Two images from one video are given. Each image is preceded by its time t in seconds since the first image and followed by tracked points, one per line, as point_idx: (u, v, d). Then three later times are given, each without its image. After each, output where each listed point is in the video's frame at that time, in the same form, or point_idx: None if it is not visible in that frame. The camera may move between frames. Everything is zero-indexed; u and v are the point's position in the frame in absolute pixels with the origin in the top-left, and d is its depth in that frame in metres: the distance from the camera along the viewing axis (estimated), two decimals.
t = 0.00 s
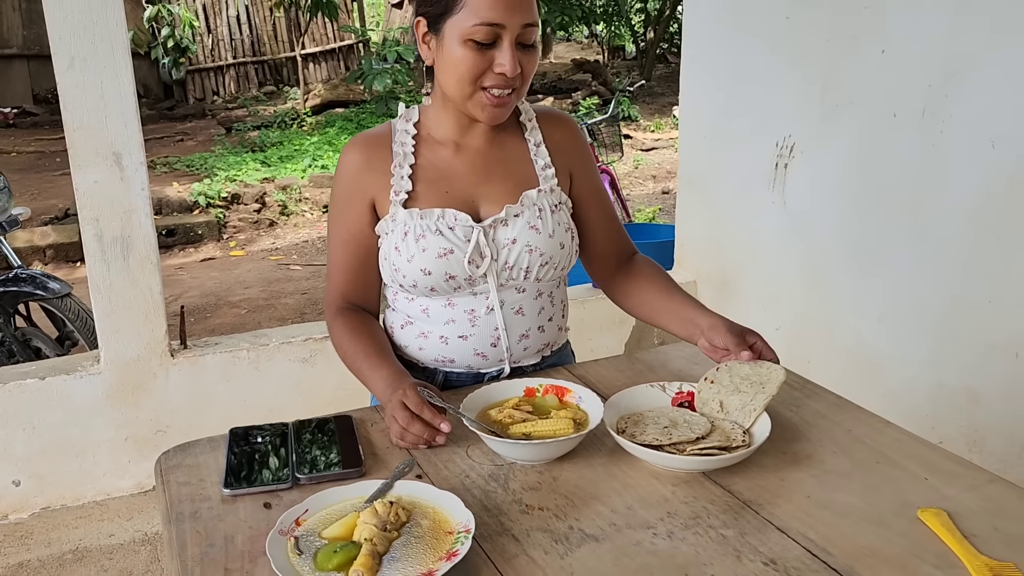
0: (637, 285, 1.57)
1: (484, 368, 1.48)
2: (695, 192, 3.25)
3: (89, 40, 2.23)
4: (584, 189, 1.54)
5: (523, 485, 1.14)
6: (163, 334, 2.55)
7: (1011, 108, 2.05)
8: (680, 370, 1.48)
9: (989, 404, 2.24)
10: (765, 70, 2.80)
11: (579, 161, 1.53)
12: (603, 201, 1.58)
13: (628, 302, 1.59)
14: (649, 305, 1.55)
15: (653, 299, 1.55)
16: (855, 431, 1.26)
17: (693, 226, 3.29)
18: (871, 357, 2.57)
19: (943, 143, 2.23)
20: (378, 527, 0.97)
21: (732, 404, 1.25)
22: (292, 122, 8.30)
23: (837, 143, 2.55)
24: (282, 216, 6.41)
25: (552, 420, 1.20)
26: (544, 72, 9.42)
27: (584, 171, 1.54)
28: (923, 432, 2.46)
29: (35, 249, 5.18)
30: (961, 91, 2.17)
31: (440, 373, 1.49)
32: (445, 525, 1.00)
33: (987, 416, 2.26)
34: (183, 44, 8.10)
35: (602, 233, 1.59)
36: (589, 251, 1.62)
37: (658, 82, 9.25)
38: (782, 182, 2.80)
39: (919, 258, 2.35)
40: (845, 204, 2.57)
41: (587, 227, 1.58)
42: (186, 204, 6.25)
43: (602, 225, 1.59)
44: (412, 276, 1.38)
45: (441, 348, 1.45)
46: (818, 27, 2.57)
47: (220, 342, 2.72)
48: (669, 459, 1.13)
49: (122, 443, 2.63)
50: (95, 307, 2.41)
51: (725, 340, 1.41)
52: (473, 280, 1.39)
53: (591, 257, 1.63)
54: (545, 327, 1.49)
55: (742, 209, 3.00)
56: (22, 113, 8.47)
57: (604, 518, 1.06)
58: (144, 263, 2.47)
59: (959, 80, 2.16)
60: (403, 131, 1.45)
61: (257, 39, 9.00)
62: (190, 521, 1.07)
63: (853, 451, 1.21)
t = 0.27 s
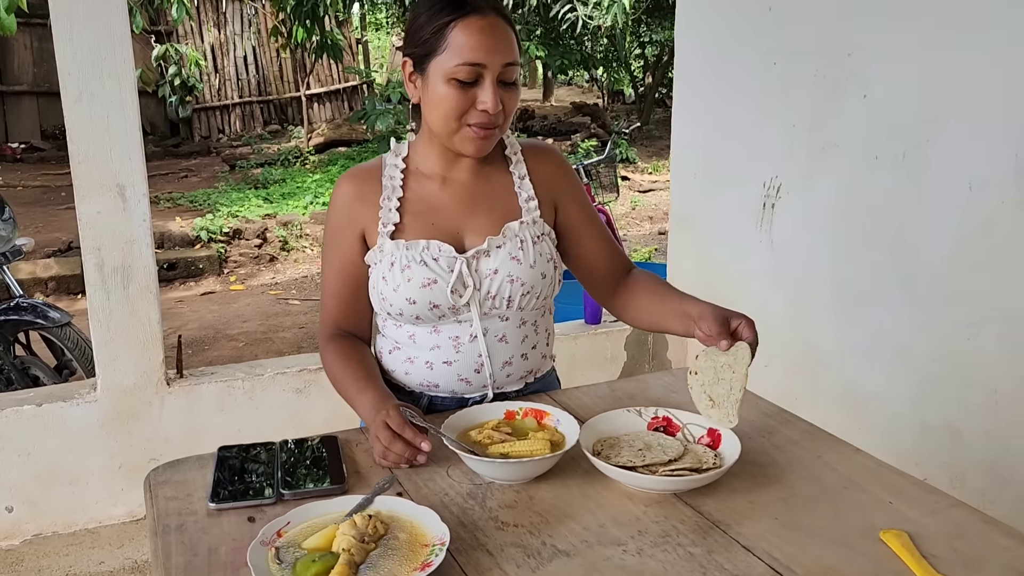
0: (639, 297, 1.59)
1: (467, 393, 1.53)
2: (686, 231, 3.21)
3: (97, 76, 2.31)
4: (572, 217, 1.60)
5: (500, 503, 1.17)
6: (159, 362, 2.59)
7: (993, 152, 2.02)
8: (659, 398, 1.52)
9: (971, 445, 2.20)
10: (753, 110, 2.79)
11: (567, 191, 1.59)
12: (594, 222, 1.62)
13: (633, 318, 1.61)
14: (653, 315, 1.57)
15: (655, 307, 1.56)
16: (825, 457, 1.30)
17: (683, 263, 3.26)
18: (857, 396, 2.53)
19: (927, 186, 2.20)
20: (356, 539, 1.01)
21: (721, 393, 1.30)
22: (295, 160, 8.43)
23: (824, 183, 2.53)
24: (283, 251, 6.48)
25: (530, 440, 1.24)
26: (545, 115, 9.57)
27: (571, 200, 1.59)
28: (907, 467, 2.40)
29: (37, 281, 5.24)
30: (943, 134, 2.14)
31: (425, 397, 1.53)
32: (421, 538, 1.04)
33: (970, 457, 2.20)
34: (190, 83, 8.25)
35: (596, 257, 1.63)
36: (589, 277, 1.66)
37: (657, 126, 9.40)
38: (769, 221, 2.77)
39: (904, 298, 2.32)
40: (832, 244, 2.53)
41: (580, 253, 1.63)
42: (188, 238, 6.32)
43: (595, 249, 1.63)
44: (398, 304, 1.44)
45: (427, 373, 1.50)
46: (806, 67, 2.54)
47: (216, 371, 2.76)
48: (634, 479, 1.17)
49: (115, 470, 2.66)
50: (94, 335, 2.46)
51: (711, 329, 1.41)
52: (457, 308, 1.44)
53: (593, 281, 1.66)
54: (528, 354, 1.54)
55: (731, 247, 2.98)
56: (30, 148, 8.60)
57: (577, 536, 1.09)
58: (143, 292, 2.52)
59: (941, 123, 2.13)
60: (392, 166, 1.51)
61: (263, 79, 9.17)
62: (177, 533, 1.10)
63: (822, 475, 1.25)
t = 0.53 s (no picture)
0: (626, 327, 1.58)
1: (454, 420, 1.52)
2: (679, 262, 3.22)
3: (95, 101, 2.33)
4: (562, 240, 1.60)
5: (483, 528, 1.17)
6: (149, 388, 2.58)
7: (982, 185, 2.04)
8: (647, 425, 1.52)
9: (962, 478, 2.18)
10: (745, 143, 2.81)
11: (558, 217, 1.60)
12: (585, 248, 1.62)
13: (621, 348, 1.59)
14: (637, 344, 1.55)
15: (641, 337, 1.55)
16: (811, 486, 1.30)
17: (677, 294, 3.26)
18: (851, 429, 2.52)
19: (916, 219, 2.21)
20: (336, 561, 1.00)
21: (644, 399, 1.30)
22: (293, 189, 8.49)
23: (816, 216, 2.54)
24: (279, 280, 6.48)
25: (515, 465, 1.24)
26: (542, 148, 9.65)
27: (562, 226, 1.60)
28: (900, 500, 2.38)
29: (31, 306, 5.23)
30: (932, 170, 2.15)
31: (411, 422, 1.53)
32: (402, 562, 1.03)
33: (962, 491, 2.18)
34: (190, 112, 8.31)
35: (586, 284, 1.63)
36: (581, 305, 1.65)
37: (653, 160, 9.47)
38: (762, 253, 2.78)
39: (895, 330, 2.32)
40: (824, 277, 2.54)
41: (571, 279, 1.63)
42: (184, 266, 6.33)
43: (586, 276, 1.62)
44: (385, 330, 1.44)
45: (413, 399, 1.49)
46: (797, 101, 2.57)
47: (206, 398, 2.75)
48: (615, 505, 1.16)
49: (102, 497, 2.63)
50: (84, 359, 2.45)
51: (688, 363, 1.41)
52: (443, 335, 1.44)
53: (585, 309, 1.65)
54: (515, 382, 1.54)
55: (723, 278, 2.99)
56: (29, 175, 8.64)
57: (558, 562, 1.09)
58: (135, 316, 2.51)
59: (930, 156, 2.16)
60: (383, 192, 1.53)
61: (263, 110, 9.25)
62: (156, 555, 1.09)
63: (807, 504, 1.24)
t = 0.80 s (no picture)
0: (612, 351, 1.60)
1: (447, 435, 1.52)
2: (676, 273, 3.22)
3: (94, 112, 2.34)
4: (555, 261, 1.60)
5: (475, 545, 1.17)
6: (146, 398, 2.58)
7: (977, 200, 2.04)
8: (641, 441, 1.52)
9: (959, 494, 2.18)
10: (743, 155, 2.81)
11: (553, 235, 1.60)
12: (577, 269, 1.62)
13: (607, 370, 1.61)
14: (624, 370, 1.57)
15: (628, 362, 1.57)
16: (804, 503, 1.30)
17: (675, 306, 3.26)
18: (847, 443, 2.51)
19: (912, 233, 2.21)
20: None
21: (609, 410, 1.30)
22: (293, 198, 8.50)
23: (813, 229, 2.54)
24: (278, 288, 6.48)
25: (507, 481, 1.24)
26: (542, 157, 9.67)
27: (557, 243, 1.60)
28: (898, 520, 2.37)
29: (30, 314, 5.23)
30: (928, 185, 2.16)
31: (405, 437, 1.53)
32: None
33: (958, 506, 2.18)
34: (191, 120, 8.33)
35: (577, 304, 1.64)
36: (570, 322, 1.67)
37: (654, 171, 9.49)
38: (759, 265, 2.78)
39: (891, 344, 2.32)
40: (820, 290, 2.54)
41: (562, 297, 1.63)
42: (184, 275, 6.33)
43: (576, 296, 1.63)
44: (378, 343, 1.45)
45: (406, 413, 1.50)
46: (794, 115, 2.58)
47: (203, 408, 2.75)
48: (606, 521, 1.16)
49: (98, 507, 2.63)
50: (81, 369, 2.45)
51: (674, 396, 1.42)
52: (436, 349, 1.45)
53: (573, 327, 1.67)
54: (509, 398, 1.54)
55: (721, 291, 2.99)
56: (30, 182, 8.65)
57: None
58: (133, 327, 2.52)
59: (926, 171, 2.16)
60: (379, 205, 1.53)
61: (264, 118, 9.27)
62: (146, 571, 1.09)
63: (800, 522, 1.24)
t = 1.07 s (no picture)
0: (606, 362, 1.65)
1: (446, 444, 1.54)
2: (677, 280, 3.23)
3: (97, 120, 2.35)
4: (553, 278, 1.61)
5: (471, 554, 1.17)
6: (148, 405, 2.59)
7: (976, 209, 2.05)
8: (638, 450, 1.53)
9: (958, 501, 2.18)
10: (743, 163, 2.82)
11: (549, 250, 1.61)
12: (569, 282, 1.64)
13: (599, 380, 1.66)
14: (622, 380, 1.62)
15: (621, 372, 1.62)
16: (800, 512, 1.30)
17: (675, 314, 3.26)
18: (847, 450, 2.51)
19: (912, 241, 2.22)
20: None
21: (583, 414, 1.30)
22: (296, 204, 8.52)
23: (812, 237, 2.55)
24: (281, 294, 6.49)
25: (504, 491, 1.25)
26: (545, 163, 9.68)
27: (554, 259, 1.61)
28: (898, 528, 2.37)
29: (33, 320, 5.25)
30: (927, 193, 2.16)
31: (405, 446, 1.54)
32: None
33: (957, 514, 2.18)
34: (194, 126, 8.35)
35: (568, 317, 1.66)
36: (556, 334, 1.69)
37: (656, 176, 9.50)
38: (759, 273, 2.79)
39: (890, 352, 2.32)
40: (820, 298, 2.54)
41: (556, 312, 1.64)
42: (186, 280, 6.34)
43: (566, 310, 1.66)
44: (380, 352, 1.45)
45: (407, 423, 1.50)
46: (793, 123, 2.58)
47: (205, 415, 2.76)
48: (601, 530, 1.17)
49: (99, 513, 2.64)
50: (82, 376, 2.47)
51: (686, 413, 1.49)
52: (438, 358, 1.45)
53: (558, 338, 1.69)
54: (509, 407, 1.55)
55: (721, 299, 3.00)
56: (34, 188, 8.69)
57: None
58: (135, 334, 2.53)
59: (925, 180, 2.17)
60: (379, 215, 1.54)
61: (267, 124, 9.30)
62: None
63: (796, 531, 1.25)
